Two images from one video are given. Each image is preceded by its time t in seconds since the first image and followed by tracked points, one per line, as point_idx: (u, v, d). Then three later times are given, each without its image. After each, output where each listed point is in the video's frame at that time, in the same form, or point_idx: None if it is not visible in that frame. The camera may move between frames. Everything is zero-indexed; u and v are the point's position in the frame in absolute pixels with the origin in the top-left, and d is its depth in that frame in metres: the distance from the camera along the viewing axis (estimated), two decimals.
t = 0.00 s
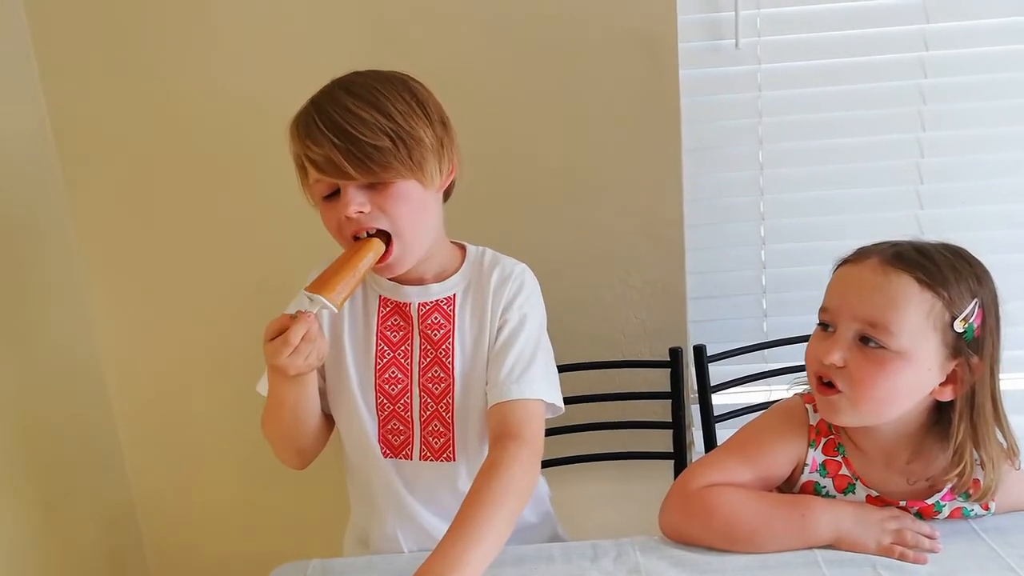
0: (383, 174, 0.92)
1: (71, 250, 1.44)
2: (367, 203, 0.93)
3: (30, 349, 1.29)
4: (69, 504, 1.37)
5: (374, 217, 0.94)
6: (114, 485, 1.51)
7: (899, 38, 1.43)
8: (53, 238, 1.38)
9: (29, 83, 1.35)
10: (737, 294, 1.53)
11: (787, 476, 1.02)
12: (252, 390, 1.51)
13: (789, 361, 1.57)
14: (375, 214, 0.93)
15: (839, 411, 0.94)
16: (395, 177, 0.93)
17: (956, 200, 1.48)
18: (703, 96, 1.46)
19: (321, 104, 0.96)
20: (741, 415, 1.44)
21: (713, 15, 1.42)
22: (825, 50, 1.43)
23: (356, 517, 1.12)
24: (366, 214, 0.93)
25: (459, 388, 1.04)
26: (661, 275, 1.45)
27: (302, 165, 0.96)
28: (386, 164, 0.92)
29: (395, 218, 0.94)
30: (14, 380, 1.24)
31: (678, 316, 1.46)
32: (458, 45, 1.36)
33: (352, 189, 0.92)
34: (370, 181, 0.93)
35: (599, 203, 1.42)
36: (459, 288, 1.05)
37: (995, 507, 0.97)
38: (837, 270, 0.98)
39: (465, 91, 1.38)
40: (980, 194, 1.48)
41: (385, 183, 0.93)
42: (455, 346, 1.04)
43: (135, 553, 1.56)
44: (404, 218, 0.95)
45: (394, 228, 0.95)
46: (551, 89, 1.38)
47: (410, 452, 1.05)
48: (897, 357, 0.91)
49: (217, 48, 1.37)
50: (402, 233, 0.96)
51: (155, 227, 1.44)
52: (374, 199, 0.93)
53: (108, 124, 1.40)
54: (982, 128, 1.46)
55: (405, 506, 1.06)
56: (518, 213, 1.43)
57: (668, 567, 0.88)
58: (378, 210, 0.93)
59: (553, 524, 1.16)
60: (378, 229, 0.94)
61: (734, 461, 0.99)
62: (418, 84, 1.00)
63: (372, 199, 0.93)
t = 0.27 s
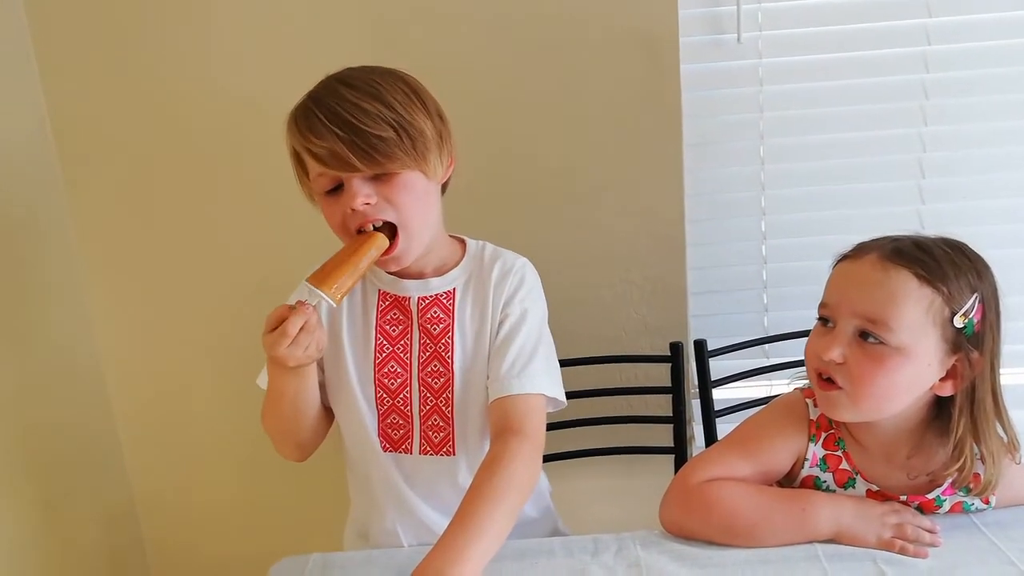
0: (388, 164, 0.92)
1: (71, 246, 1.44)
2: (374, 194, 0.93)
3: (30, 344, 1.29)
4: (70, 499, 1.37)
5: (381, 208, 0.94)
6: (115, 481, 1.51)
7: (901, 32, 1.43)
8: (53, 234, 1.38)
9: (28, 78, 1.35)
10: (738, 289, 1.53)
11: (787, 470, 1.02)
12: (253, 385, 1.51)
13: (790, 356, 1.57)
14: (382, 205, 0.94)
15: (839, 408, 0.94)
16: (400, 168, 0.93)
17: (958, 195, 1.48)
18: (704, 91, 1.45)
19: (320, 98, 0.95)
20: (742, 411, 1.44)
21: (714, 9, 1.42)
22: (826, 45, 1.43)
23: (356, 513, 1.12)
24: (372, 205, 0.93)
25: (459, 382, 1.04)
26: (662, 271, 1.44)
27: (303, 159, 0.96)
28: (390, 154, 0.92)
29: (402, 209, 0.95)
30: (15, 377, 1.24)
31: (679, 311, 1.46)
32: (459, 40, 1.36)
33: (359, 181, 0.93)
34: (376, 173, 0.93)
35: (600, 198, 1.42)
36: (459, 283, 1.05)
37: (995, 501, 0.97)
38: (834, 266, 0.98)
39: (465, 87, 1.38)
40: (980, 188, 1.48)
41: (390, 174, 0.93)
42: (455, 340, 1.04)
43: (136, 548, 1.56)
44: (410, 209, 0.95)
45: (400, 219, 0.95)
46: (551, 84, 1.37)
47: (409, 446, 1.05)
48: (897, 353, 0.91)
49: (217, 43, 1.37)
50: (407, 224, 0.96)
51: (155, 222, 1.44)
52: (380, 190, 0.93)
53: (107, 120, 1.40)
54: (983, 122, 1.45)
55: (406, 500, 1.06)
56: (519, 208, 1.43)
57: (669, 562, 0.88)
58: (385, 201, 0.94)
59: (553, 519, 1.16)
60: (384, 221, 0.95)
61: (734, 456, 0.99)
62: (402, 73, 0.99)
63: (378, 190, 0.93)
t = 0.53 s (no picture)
0: (383, 168, 0.92)
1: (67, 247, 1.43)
2: (370, 198, 0.93)
3: (27, 346, 1.29)
4: (67, 502, 1.37)
5: (377, 212, 0.94)
6: (111, 482, 1.51)
7: (896, 32, 1.43)
8: (49, 236, 1.38)
9: (24, 79, 1.35)
10: (734, 289, 1.53)
11: (784, 471, 1.02)
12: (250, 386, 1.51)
13: (787, 356, 1.57)
14: (377, 210, 0.93)
15: (837, 408, 0.94)
16: (396, 171, 0.93)
17: (954, 194, 1.48)
18: (701, 91, 1.45)
19: (315, 100, 0.95)
20: (739, 411, 1.44)
21: (711, 10, 1.42)
22: (822, 45, 1.43)
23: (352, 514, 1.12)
24: (367, 209, 0.93)
25: (455, 383, 1.04)
26: (659, 271, 1.44)
27: (297, 163, 0.95)
28: (386, 158, 0.92)
29: (398, 212, 0.94)
30: (10, 379, 1.24)
31: (676, 312, 1.46)
32: (455, 40, 1.36)
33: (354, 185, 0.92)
34: (371, 177, 0.92)
35: (597, 199, 1.42)
36: (454, 284, 1.05)
37: (991, 501, 0.97)
38: (830, 267, 0.98)
39: (462, 87, 1.37)
40: (977, 188, 1.48)
41: (385, 178, 0.93)
42: (450, 342, 1.03)
43: (133, 550, 1.56)
44: (405, 214, 0.95)
45: (395, 224, 0.95)
46: (548, 84, 1.37)
47: (406, 447, 1.05)
48: (894, 354, 0.91)
49: (212, 43, 1.36)
50: (402, 228, 0.96)
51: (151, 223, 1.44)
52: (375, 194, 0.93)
53: (103, 120, 1.39)
54: (979, 122, 1.45)
55: (402, 502, 1.06)
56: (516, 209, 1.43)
57: (666, 563, 0.88)
58: (380, 206, 0.94)
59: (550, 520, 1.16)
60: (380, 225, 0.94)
61: (731, 456, 0.99)
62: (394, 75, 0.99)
63: (374, 194, 0.93)
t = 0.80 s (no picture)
0: (378, 175, 0.92)
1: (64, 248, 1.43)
2: (363, 206, 0.93)
3: (24, 348, 1.28)
4: (65, 504, 1.37)
5: (369, 221, 0.93)
6: (109, 484, 1.50)
7: (893, 33, 1.43)
8: (46, 238, 1.38)
9: (20, 82, 1.35)
10: (732, 289, 1.53)
11: (782, 471, 1.02)
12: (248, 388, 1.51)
13: (785, 356, 1.57)
14: (370, 218, 0.93)
15: (836, 410, 0.94)
16: (391, 179, 0.93)
17: (951, 194, 1.48)
18: (697, 92, 1.46)
19: (312, 104, 0.94)
20: (737, 411, 1.44)
21: (707, 10, 1.42)
22: (819, 45, 1.43)
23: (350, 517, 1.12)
24: (361, 217, 0.93)
25: (451, 386, 1.04)
26: (657, 271, 1.44)
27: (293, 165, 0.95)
28: (381, 166, 0.92)
29: (390, 221, 0.94)
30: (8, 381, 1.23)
31: (674, 312, 1.46)
32: (452, 41, 1.36)
33: (348, 192, 0.92)
34: (366, 184, 0.92)
35: (595, 199, 1.42)
36: (450, 286, 1.05)
37: (990, 501, 0.97)
38: (831, 267, 0.98)
39: (460, 88, 1.37)
40: (974, 188, 1.48)
41: (380, 186, 0.93)
42: (446, 344, 1.03)
43: (131, 553, 1.56)
44: (398, 221, 0.95)
45: (389, 231, 0.95)
46: (545, 85, 1.37)
47: (402, 450, 1.05)
48: (894, 358, 0.91)
49: (209, 45, 1.36)
50: (395, 235, 0.95)
51: (148, 226, 1.43)
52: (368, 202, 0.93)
53: (100, 121, 1.39)
54: (976, 122, 1.45)
55: (398, 505, 1.06)
56: (514, 209, 1.43)
57: (664, 563, 0.88)
58: (373, 213, 0.93)
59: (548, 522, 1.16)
60: (373, 233, 0.94)
61: (729, 456, 0.99)
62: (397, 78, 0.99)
63: (368, 201, 0.93)
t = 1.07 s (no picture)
0: (388, 198, 0.93)
1: (67, 252, 1.43)
2: (372, 225, 0.93)
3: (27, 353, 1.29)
4: (65, 509, 1.37)
5: (378, 240, 0.94)
6: (110, 489, 1.50)
7: (895, 40, 1.43)
8: (49, 243, 1.38)
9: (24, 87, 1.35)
10: (734, 296, 1.53)
11: (784, 479, 1.02)
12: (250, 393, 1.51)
13: (787, 363, 1.57)
14: (377, 236, 0.94)
15: (837, 418, 0.94)
16: (400, 201, 0.93)
17: (953, 201, 1.48)
18: (699, 99, 1.46)
19: (327, 112, 0.94)
20: (739, 418, 1.44)
21: (709, 18, 1.42)
22: (821, 52, 1.43)
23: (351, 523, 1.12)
24: (368, 235, 0.94)
25: (452, 392, 1.04)
26: (659, 278, 1.44)
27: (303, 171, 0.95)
28: (392, 188, 0.92)
29: (398, 238, 0.95)
30: (10, 384, 1.23)
31: (676, 318, 1.46)
32: (455, 48, 1.36)
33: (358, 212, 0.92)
34: (375, 204, 0.93)
35: (597, 205, 1.42)
36: (451, 293, 1.05)
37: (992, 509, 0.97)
38: (841, 274, 0.97)
39: (463, 94, 1.38)
40: (976, 195, 1.48)
41: (389, 207, 0.93)
42: (447, 350, 1.03)
43: (131, 558, 1.56)
44: (405, 240, 0.95)
45: (395, 249, 0.96)
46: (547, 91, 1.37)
47: (403, 457, 1.05)
48: (899, 374, 0.91)
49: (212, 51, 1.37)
50: (400, 251, 0.96)
51: (151, 231, 1.44)
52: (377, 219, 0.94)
53: (103, 126, 1.39)
54: (977, 130, 1.46)
55: (399, 512, 1.05)
56: (516, 215, 1.43)
57: (665, 570, 0.88)
58: (381, 231, 0.94)
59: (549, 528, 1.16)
60: (379, 251, 0.95)
61: (731, 463, 0.98)
62: (416, 87, 1.00)
63: (376, 219, 0.94)
